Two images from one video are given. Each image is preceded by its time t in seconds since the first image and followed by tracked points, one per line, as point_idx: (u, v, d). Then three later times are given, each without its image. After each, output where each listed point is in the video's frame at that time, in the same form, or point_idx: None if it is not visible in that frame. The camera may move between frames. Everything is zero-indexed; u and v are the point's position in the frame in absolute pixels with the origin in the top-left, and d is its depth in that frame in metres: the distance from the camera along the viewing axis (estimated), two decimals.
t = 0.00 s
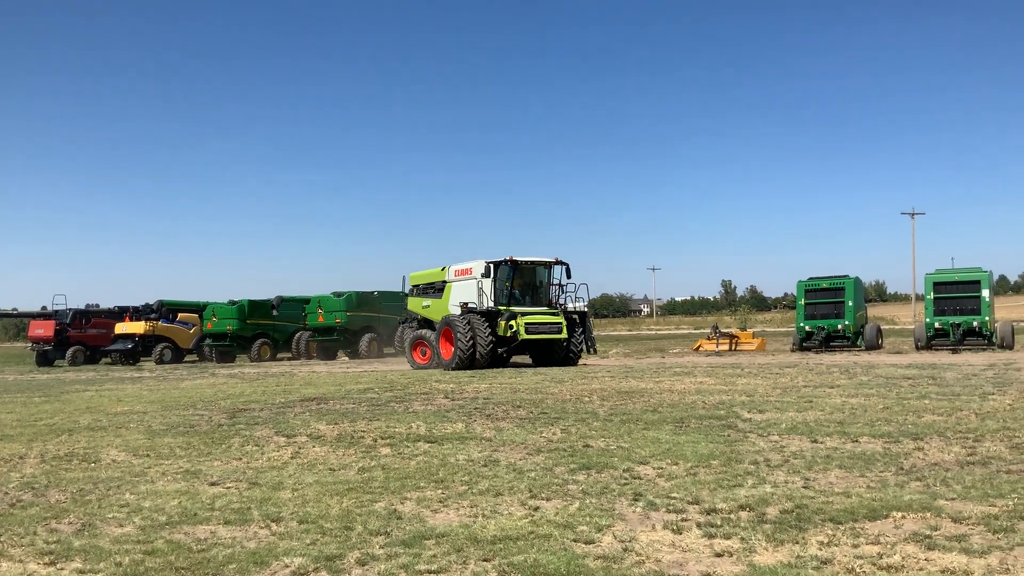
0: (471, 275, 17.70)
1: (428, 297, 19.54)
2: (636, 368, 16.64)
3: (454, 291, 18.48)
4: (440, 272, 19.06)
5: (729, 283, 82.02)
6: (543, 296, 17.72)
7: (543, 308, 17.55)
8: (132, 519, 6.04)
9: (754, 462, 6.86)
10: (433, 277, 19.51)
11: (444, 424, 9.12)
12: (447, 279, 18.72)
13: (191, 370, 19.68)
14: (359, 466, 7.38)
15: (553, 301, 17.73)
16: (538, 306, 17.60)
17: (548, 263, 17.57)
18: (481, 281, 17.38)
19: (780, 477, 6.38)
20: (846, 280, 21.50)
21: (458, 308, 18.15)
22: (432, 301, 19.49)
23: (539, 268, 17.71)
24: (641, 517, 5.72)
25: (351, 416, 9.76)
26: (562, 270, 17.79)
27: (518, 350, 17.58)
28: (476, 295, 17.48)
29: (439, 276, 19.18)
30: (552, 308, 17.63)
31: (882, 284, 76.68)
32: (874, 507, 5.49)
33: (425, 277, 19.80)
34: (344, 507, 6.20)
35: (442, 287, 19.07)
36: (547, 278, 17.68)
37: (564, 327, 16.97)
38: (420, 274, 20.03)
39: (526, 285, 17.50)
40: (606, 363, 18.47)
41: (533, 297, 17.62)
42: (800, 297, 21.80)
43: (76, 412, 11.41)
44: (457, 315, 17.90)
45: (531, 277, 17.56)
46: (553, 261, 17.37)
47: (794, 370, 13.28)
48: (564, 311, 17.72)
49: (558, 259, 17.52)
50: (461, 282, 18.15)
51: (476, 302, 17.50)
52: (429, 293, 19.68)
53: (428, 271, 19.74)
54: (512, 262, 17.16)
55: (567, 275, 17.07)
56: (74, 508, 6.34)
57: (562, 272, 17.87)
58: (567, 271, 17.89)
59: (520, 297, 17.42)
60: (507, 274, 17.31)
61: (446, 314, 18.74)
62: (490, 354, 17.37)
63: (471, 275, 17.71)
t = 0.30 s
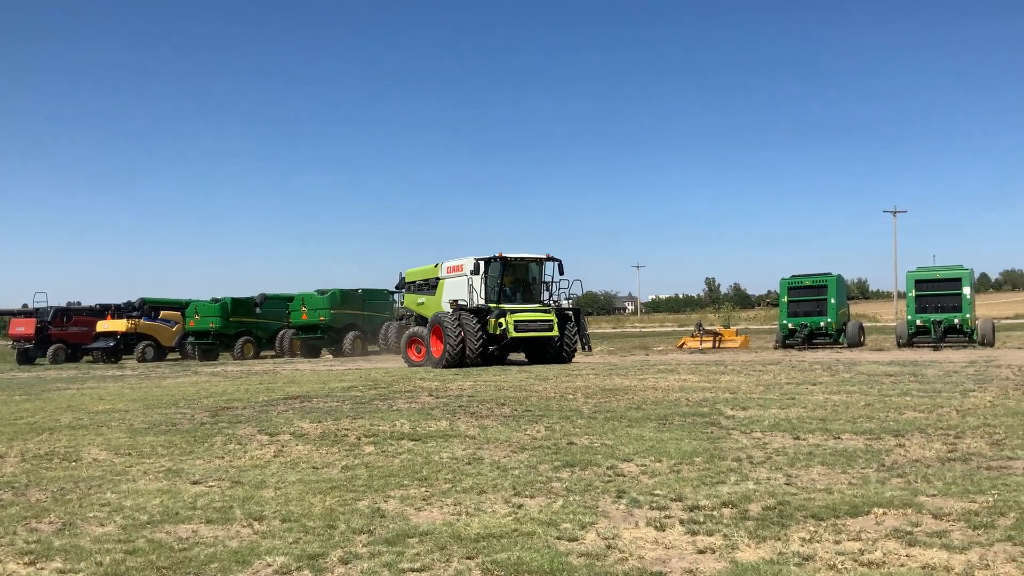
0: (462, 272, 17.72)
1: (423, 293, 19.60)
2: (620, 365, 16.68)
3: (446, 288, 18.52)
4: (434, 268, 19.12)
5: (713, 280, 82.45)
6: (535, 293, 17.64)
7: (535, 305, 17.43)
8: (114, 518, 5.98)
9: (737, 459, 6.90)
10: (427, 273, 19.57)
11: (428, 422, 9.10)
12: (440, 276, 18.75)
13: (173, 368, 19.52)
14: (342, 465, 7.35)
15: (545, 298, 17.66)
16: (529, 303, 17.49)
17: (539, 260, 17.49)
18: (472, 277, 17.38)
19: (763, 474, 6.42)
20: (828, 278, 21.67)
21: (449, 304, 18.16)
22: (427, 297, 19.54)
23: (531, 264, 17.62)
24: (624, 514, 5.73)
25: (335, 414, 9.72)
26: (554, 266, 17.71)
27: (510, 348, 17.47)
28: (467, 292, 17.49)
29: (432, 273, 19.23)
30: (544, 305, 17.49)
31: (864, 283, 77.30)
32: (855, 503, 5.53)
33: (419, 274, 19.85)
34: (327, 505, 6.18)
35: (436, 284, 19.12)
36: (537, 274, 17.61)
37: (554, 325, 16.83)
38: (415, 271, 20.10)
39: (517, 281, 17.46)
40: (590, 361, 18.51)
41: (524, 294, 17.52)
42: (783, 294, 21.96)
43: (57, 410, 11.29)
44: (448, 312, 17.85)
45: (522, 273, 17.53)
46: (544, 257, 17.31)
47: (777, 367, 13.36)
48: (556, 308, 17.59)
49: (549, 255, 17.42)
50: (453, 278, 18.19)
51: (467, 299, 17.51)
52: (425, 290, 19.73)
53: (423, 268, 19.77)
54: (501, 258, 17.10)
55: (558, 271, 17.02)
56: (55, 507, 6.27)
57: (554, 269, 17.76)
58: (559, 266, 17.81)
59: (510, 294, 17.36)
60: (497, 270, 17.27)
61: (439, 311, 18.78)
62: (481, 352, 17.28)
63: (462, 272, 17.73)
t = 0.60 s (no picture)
0: (458, 270, 17.73)
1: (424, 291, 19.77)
2: (609, 365, 16.68)
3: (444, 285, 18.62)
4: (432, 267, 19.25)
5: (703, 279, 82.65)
6: (530, 291, 17.53)
7: (530, 302, 17.31)
8: (100, 517, 5.94)
9: (725, 458, 6.91)
10: (427, 272, 19.74)
11: (417, 421, 9.08)
12: (440, 273, 18.86)
13: (161, 367, 19.40)
14: (331, 464, 7.33)
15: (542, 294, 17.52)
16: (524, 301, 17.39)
17: (534, 256, 17.40)
18: (466, 275, 17.35)
19: (751, 473, 6.43)
20: (817, 278, 21.77)
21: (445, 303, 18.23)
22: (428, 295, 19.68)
23: (526, 261, 17.52)
24: (613, 513, 5.74)
25: (324, 413, 9.68)
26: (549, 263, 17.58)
27: (506, 348, 17.34)
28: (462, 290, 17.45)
29: (431, 271, 19.36)
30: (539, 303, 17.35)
31: (852, 283, 77.69)
32: (843, 503, 5.55)
33: (421, 273, 20.04)
34: (315, 504, 6.16)
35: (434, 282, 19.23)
36: (533, 271, 17.48)
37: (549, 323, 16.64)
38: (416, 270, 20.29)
39: (512, 278, 17.36)
40: (580, 360, 18.52)
41: (519, 292, 17.43)
42: (771, 294, 22.05)
43: (43, 409, 11.21)
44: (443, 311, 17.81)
45: (517, 270, 17.43)
46: (538, 254, 17.19)
47: (766, 367, 13.39)
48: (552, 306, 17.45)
49: (544, 251, 17.31)
50: (450, 277, 18.26)
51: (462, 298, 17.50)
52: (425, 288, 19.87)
53: (425, 266, 19.92)
54: (494, 255, 17.03)
55: (555, 268, 16.94)
56: (41, 506, 6.22)
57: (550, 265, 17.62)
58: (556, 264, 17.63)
59: (505, 292, 17.28)
60: (491, 267, 17.22)
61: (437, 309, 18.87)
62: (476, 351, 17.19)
63: (457, 270, 17.73)
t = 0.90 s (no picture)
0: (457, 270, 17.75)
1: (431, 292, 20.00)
2: (602, 367, 16.69)
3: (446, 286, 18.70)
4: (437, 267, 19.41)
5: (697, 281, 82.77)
6: (529, 291, 17.46)
7: (528, 303, 17.21)
8: (91, 517, 5.91)
9: (718, 460, 6.92)
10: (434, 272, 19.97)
11: (410, 422, 9.06)
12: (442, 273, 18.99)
13: (154, 367, 19.32)
14: (324, 465, 7.31)
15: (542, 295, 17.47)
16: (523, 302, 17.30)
17: (533, 256, 17.36)
18: (465, 275, 17.37)
19: (743, 475, 6.44)
20: (810, 280, 21.83)
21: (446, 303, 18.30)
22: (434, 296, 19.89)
23: (526, 261, 17.47)
24: (605, 515, 5.73)
25: (317, 414, 9.66)
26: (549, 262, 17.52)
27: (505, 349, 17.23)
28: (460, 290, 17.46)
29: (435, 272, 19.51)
30: (538, 304, 17.24)
31: (846, 285, 77.88)
32: (835, 505, 5.56)
33: (428, 273, 20.27)
34: (307, 505, 6.14)
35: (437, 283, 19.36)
36: (532, 271, 17.41)
37: (547, 324, 16.47)
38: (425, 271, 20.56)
39: (511, 278, 17.33)
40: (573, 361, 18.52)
41: (518, 292, 17.36)
42: (765, 296, 22.09)
43: (35, 409, 11.16)
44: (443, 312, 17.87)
45: (517, 270, 17.40)
46: (537, 253, 17.15)
47: (759, 369, 13.43)
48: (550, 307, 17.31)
49: (543, 251, 17.26)
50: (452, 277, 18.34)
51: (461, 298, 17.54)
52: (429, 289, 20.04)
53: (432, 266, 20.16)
54: (491, 255, 17.02)
55: (555, 268, 16.93)
56: (32, 506, 6.19)
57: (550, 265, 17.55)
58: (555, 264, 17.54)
59: (504, 292, 17.24)
60: (490, 267, 17.21)
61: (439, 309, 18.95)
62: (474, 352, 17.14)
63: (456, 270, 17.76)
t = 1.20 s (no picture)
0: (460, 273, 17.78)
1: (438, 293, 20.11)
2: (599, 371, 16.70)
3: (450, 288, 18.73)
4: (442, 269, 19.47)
5: (694, 284, 82.84)
6: (531, 293, 17.39)
7: (529, 306, 17.16)
8: (86, 520, 5.89)
9: (714, 464, 6.91)
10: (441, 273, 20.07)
11: (406, 425, 9.05)
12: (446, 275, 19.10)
13: (150, 370, 19.28)
14: (319, 468, 7.29)
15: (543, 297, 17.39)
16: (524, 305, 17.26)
17: (534, 258, 17.31)
18: (467, 278, 17.39)
19: (740, 479, 6.43)
20: (807, 284, 21.86)
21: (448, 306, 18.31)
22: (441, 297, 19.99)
23: (528, 263, 17.41)
24: (601, 518, 5.72)
25: (313, 417, 9.65)
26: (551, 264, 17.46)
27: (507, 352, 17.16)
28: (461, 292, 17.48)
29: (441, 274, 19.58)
30: (539, 306, 17.17)
31: (844, 290, 77.95)
32: (831, 509, 5.55)
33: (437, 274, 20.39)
34: (302, 508, 6.12)
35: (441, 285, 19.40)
36: (534, 273, 17.38)
37: (547, 327, 16.42)
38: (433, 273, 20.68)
39: (512, 281, 17.30)
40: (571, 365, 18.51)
41: (520, 294, 17.31)
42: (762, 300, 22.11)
43: (30, 411, 11.13)
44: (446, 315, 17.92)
45: (517, 272, 17.37)
46: (537, 255, 17.13)
47: (755, 373, 13.43)
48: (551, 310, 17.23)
49: (544, 253, 17.19)
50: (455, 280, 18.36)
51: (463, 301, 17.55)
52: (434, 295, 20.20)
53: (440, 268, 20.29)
54: (490, 257, 17.00)
55: (558, 270, 16.93)
56: (27, 509, 6.17)
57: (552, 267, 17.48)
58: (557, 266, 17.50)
59: (504, 294, 17.22)
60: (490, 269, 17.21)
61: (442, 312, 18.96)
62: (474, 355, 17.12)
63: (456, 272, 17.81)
